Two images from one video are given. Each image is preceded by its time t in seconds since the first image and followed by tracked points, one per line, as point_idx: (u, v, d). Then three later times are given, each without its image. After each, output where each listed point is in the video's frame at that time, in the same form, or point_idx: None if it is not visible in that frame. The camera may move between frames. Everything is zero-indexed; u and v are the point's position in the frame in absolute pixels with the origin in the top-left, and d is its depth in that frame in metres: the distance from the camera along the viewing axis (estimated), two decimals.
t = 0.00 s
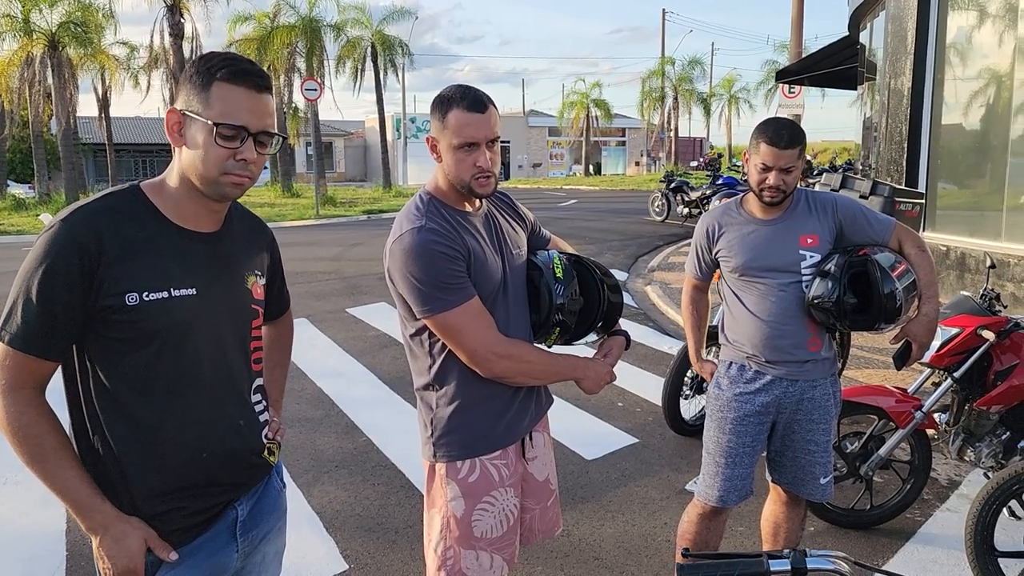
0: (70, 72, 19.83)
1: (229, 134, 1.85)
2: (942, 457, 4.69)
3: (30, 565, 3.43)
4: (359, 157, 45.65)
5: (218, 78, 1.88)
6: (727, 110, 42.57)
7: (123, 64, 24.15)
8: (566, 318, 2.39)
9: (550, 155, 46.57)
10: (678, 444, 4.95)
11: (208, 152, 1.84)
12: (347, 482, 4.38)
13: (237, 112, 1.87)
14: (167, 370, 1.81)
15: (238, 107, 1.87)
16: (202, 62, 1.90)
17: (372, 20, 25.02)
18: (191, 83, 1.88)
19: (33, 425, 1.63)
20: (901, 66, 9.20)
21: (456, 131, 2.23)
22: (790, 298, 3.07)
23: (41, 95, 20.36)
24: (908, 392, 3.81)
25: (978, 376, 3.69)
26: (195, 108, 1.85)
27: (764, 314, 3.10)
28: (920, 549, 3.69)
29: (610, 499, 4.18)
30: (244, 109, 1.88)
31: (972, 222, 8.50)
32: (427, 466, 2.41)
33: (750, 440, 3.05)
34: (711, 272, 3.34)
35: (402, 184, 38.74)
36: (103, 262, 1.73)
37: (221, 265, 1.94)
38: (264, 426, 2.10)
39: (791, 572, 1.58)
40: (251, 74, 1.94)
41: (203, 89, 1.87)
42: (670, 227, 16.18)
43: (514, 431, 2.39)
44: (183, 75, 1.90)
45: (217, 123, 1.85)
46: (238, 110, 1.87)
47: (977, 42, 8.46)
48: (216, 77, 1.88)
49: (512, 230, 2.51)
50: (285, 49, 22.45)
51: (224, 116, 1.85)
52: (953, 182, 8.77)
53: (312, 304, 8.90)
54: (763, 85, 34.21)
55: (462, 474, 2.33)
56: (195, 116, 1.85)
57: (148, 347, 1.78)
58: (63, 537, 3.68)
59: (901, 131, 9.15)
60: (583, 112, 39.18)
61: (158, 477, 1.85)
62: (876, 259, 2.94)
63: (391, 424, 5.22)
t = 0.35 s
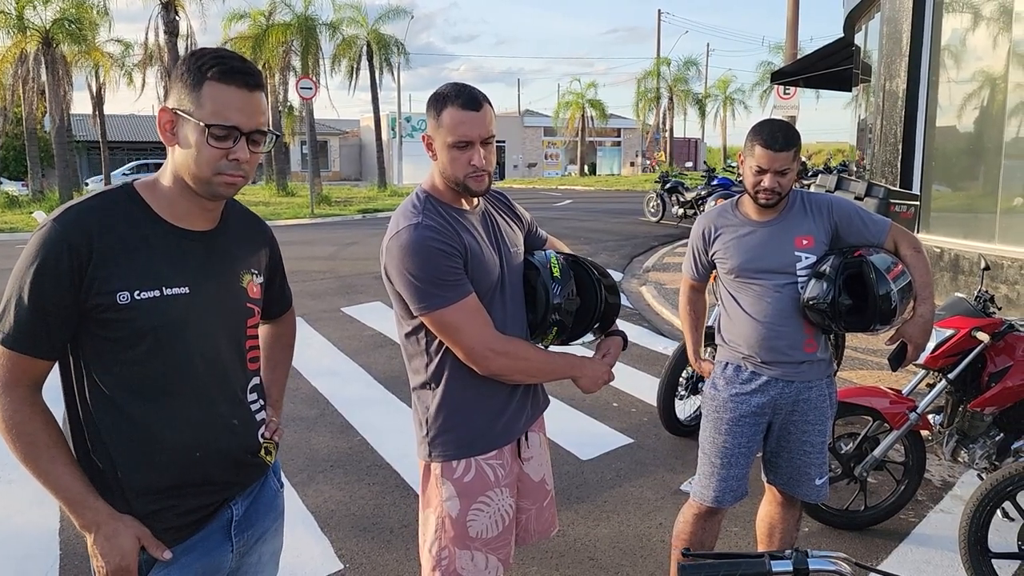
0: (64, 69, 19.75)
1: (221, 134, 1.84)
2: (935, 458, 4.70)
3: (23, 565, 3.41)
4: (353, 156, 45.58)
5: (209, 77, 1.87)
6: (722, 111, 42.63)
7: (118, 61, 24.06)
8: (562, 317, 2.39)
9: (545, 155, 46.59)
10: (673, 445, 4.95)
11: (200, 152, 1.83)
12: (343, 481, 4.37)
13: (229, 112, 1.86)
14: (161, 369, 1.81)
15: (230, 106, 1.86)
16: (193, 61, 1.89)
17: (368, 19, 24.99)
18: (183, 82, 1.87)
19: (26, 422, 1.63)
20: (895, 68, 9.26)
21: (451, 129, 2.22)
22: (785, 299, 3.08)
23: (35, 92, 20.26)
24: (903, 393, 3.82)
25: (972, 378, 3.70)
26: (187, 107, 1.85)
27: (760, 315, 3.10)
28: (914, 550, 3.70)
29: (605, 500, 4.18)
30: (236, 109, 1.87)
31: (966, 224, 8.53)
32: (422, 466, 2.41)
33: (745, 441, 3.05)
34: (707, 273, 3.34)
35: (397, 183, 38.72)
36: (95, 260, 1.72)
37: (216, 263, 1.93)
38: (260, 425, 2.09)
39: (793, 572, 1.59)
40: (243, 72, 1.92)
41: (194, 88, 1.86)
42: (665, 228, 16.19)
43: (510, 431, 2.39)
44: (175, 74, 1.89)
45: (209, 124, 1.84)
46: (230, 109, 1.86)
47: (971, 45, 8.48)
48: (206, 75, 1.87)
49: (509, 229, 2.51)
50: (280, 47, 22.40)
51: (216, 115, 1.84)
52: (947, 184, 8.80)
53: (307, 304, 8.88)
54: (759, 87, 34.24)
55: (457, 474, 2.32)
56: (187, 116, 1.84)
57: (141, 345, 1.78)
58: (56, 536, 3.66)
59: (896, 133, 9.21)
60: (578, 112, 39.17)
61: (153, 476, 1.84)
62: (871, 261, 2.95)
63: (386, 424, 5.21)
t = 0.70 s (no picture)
0: (56, 64, 19.64)
1: (226, 133, 1.84)
2: (927, 458, 4.72)
3: (14, 563, 3.38)
4: (347, 154, 45.49)
5: (213, 74, 1.85)
6: (715, 110, 42.70)
7: (110, 57, 23.95)
8: (558, 314, 2.38)
9: (539, 153, 46.60)
10: (666, 444, 4.96)
11: (203, 150, 1.82)
12: (336, 479, 4.36)
13: (231, 111, 1.85)
14: (160, 367, 1.80)
15: (233, 105, 1.85)
16: (193, 57, 1.86)
17: (361, 16, 24.93)
18: (183, 78, 1.85)
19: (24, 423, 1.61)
20: (889, 68, 9.27)
21: (444, 128, 2.21)
22: (779, 299, 3.08)
23: (26, 87, 20.16)
24: (896, 392, 3.83)
25: (965, 377, 3.72)
26: (189, 105, 1.83)
27: (754, 314, 3.11)
28: (906, 549, 3.71)
29: (599, 498, 4.18)
30: (239, 107, 1.86)
31: (958, 225, 8.56)
32: (417, 464, 2.40)
33: (739, 440, 3.05)
34: (702, 272, 3.35)
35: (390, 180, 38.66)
36: (95, 258, 1.71)
37: (213, 260, 1.93)
38: (258, 421, 2.08)
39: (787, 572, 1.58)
40: (244, 70, 1.91)
41: (196, 84, 1.84)
42: (658, 226, 16.22)
43: (506, 429, 2.39)
44: (174, 68, 1.87)
45: (214, 123, 1.83)
46: (233, 108, 1.85)
47: (963, 45, 8.51)
48: (210, 73, 1.85)
49: (504, 226, 2.50)
50: (273, 43, 22.32)
51: (219, 114, 1.83)
52: (939, 185, 8.83)
53: (300, 301, 8.87)
54: (752, 87, 34.31)
55: (453, 472, 2.32)
56: (189, 113, 1.82)
57: (140, 343, 1.76)
58: (47, 533, 3.64)
59: (888, 133, 9.25)
60: (572, 110, 39.17)
61: (153, 475, 1.83)
62: (865, 260, 2.94)
63: (380, 422, 5.20)
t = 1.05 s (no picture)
0: (43, 56, 19.46)
1: (229, 131, 1.82)
2: (917, 453, 4.74)
3: (5, 559, 3.36)
4: (337, 148, 45.31)
5: (216, 71, 1.83)
6: (705, 106, 42.77)
7: (98, 49, 23.75)
8: (556, 310, 2.39)
9: (529, 149, 46.56)
10: (658, 439, 4.97)
11: (205, 147, 1.80)
12: (328, 475, 4.34)
13: (234, 109, 1.83)
14: (158, 364, 1.78)
15: (236, 102, 1.83)
16: (198, 52, 1.83)
17: (352, 9, 24.81)
18: (186, 73, 1.82)
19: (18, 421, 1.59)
20: (879, 65, 9.25)
21: (450, 122, 2.20)
22: (774, 295, 3.08)
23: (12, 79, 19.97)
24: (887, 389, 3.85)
25: (956, 374, 3.73)
26: (191, 101, 1.81)
27: (749, 311, 3.11)
28: (897, 544, 3.73)
29: (592, 494, 4.19)
30: (242, 105, 1.84)
31: (947, 222, 8.61)
32: (416, 461, 2.39)
33: (734, 436, 3.06)
34: (696, 268, 3.35)
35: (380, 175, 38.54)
36: (91, 254, 1.69)
37: (209, 256, 1.91)
38: (254, 417, 2.07)
39: (782, 568, 1.59)
40: (246, 66, 1.89)
41: (198, 80, 1.82)
42: (648, 222, 16.24)
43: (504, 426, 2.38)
44: (177, 63, 1.84)
45: (216, 120, 1.81)
46: (236, 105, 1.83)
47: (952, 43, 8.56)
48: (214, 70, 1.83)
49: (499, 221, 2.49)
50: (263, 37, 22.18)
51: (222, 111, 1.81)
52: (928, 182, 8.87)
53: (290, 295, 8.83)
54: (742, 83, 34.38)
55: (454, 468, 2.32)
56: (191, 109, 1.80)
57: (138, 340, 1.75)
58: (38, 529, 3.61)
59: (879, 130, 9.23)
60: (562, 105, 39.14)
61: (151, 472, 1.81)
62: (860, 257, 2.95)
63: (372, 417, 5.19)
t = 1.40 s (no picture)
0: (18, 42, 19.12)
1: (214, 120, 1.78)
2: (900, 443, 4.78)
3: None
4: (318, 137, 44.96)
5: (202, 58, 1.79)
6: (688, 97, 42.85)
7: (75, 35, 23.37)
8: (559, 305, 2.44)
9: (512, 139, 46.45)
10: (644, 430, 4.97)
11: (189, 135, 1.76)
12: (314, 466, 4.31)
13: (220, 97, 1.78)
14: (143, 355, 1.74)
15: (222, 90, 1.79)
16: (183, 38, 1.79)
17: None
18: (174, 58, 1.78)
19: None
20: (862, 58, 9.33)
21: (455, 113, 2.16)
22: (764, 286, 3.08)
23: None
24: (871, 379, 3.85)
25: (940, 364, 3.75)
26: (177, 88, 1.76)
27: (739, 302, 3.11)
28: (881, 533, 3.76)
29: (579, 484, 4.18)
30: (229, 93, 1.80)
31: (928, 214, 8.67)
32: (406, 451, 2.37)
33: (723, 427, 3.06)
34: (687, 259, 3.35)
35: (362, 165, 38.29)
36: (72, 243, 1.64)
37: (197, 245, 1.87)
38: (243, 410, 2.03)
39: (777, 558, 1.59)
40: (234, 53, 1.84)
41: (184, 67, 1.77)
42: (632, 213, 16.27)
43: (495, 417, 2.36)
44: (163, 48, 1.79)
45: (202, 109, 1.77)
46: (222, 93, 1.79)
47: (932, 36, 8.58)
48: (200, 56, 1.78)
49: (495, 209, 2.47)
50: (243, 25, 21.92)
51: (209, 100, 1.77)
52: (908, 174, 8.92)
53: (273, 286, 8.76)
54: (724, 74, 34.47)
55: (443, 459, 2.29)
56: (177, 96, 1.76)
57: (122, 331, 1.71)
58: (19, 522, 3.55)
59: (862, 122, 9.32)
60: (545, 96, 39.05)
61: (136, 465, 1.78)
62: (850, 248, 2.96)
63: (357, 408, 5.16)
